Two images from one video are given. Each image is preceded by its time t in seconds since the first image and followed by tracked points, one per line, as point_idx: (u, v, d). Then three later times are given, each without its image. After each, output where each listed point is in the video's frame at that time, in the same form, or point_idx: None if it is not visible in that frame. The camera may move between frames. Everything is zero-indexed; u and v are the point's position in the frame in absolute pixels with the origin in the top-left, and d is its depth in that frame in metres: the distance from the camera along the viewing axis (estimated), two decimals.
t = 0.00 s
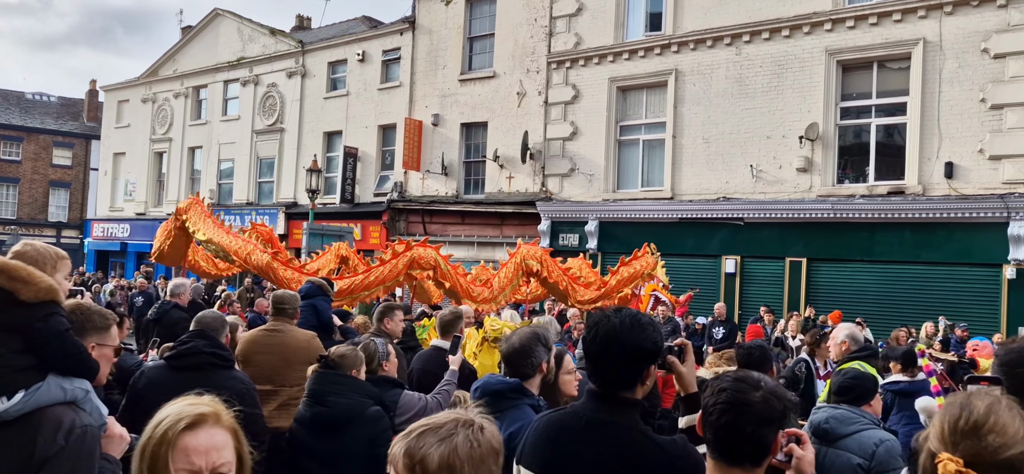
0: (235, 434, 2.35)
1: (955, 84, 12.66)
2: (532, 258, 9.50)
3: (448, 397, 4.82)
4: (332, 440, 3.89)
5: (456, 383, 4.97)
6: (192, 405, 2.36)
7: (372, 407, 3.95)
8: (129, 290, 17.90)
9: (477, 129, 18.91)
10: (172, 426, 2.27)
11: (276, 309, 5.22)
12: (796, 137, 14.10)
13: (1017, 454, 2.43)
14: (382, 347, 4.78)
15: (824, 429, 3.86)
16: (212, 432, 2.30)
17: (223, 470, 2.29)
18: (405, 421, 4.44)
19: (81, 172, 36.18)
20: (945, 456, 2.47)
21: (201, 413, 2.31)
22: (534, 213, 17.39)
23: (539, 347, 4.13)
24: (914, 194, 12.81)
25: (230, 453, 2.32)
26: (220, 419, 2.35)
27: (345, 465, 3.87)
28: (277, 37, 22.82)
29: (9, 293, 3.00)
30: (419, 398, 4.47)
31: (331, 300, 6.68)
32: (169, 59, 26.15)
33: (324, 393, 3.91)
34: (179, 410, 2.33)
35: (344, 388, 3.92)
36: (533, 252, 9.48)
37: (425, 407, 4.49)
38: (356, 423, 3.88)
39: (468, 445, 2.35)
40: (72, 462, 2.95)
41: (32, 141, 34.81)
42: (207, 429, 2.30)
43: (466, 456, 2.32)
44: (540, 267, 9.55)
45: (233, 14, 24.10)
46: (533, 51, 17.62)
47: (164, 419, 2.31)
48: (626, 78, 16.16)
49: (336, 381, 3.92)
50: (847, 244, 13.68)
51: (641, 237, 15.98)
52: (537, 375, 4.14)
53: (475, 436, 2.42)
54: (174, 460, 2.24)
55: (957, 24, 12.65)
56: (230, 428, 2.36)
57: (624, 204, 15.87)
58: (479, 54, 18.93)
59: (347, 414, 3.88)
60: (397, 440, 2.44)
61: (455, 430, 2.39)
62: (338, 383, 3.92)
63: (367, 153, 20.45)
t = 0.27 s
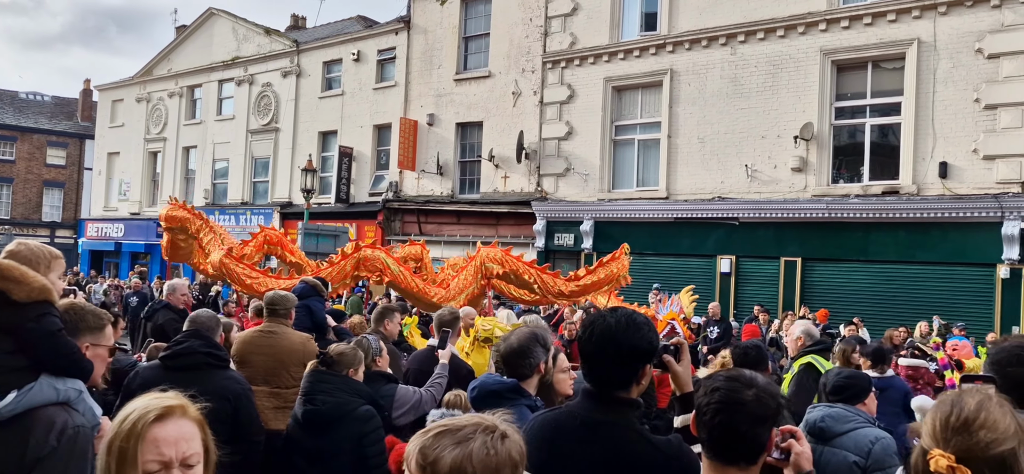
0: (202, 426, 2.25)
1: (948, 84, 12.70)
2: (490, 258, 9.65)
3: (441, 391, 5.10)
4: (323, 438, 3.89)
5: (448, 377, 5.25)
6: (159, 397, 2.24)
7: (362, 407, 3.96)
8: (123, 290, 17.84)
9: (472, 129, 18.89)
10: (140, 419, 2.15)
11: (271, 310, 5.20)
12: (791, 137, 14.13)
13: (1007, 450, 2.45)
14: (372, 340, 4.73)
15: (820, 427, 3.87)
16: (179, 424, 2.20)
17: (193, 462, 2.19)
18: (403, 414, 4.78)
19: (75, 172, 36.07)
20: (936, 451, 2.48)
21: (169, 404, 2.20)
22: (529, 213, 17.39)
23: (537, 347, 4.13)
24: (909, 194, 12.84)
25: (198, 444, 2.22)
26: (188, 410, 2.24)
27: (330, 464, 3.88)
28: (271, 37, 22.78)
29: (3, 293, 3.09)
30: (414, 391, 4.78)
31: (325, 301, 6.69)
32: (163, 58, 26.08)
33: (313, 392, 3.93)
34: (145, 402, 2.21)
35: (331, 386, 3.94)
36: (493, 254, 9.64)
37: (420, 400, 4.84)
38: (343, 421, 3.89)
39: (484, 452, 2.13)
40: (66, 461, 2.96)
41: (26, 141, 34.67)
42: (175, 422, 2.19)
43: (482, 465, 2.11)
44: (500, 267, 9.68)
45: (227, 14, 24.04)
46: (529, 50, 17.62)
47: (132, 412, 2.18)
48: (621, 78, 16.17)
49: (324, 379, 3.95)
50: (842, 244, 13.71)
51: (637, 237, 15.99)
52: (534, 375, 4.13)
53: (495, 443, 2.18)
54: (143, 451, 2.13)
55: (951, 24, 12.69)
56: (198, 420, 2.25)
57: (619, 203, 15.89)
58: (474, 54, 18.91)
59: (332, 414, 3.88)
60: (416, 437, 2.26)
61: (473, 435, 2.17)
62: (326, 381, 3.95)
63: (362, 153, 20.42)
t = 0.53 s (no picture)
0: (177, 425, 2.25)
1: (942, 85, 12.75)
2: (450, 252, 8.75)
3: (433, 389, 5.16)
4: (320, 439, 4.02)
5: (439, 374, 5.31)
6: (133, 395, 2.22)
7: (362, 408, 4.07)
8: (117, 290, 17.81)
9: (467, 128, 18.89)
10: (114, 419, 2.14)
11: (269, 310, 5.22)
12: (785, 137, 14.17)
13: (1003, 451, 2.47)
14: (366, 342, 4.93)
15: (814, 426, 3.88)
16: (153, 423, 2.18)
17: (168, 461, 2.19)
18: (398, 411, 4.85)
19: (69, 172, 35.94)
20: (931, 450, 2.50)
21: (144, 404, 2.18)
22: (524, 213, 17.39)
23: (532, 346, 4.14)
24: (902, 194, 12.89)
25: (172, 444, 2.21)
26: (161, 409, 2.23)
27: (328, 463, 4.00)
28: (266, 36, 22.75)
29: None
30: (407, 389, 4.84)
31: (321, 300, 6.65)
32: (158, 57, 26.00)
33: (315, 392, 4.06)
34: (120, 400, 2.19)
35: (331, 386, 4.07)
36: (454, 247, 8.72)
37: (412, 397, 4.90)
38: (341, 421, 4.00)
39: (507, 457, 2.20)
40: (59, 461, 2.94)
41: (19, 140, 34.54)
42: (150, 421, 2.18)
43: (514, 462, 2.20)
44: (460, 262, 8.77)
45: (222, 13, 23.98)
46: (524, 50, 17.62)
47: (106, 411, 2.16)
48: (616, 78, 16.20)
49: (324, 380, 4.09)
50: (836, 244, 13.75)
51: (632, 236, 16.03)
52: (531, 375, 4.13)
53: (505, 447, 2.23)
54: (118, 451, 2.12)
55: (945, 24, 12.74)
56: (173, 419, 2.25)
57: (614, 203, 15.91)
58: (470, 54, 18.91)
59: (332, 414, 4.00)
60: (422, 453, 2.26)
61: (489, 442, 2.21)
62: (328, 381, 4.08)
63: (357, 152, 20.40)
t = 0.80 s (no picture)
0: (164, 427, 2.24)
1: (937, 85, 12.78)
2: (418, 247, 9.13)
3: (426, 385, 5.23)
4: (323, 438, 4.06)
5: (434, 373, 5.32)
6: (119, 397, 2.20)
7: (366, 408, 4.11)
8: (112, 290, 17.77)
9: (463, 128, 18.88)
10: (99, 421, 2.13)
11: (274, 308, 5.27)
12: (781, 137, 14.19)
13: (1001, 452, 2.49)
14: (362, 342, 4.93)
15: (807, 424, 3.88)
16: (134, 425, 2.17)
17: (153, 465, 2.18)
18: (393, 409, 4.95)
19: (64, 171, 35.84)
20: (934, 452, 2.49)
21: (130, 406, 2.17)
22: (520, 213, 17.39)
23: (528, 346, 4.13)
24: (897, 194, 12.93)
25: (158, 446, 2.20)
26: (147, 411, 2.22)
27: (331, 462, 4.03)
28: (262, 36, 22.71)
29: None
30: (400, 386, 4.95)
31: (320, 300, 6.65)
32: (153, 57, 25.94)
33: (316, 392, 4.09)
34: (106, 402, 2.18)
35: (334, 386, 4.10)
36: (421, 240, 9.09)
37: (406, 395, 4.98)
38: (345, 421, 4.04)
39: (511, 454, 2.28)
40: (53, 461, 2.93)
41: (13, 140, 34.41)
42: (136, 424, 2.17)
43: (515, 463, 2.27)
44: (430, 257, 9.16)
45: (217, 12, 23.92)
46: (519, 50, 17.62)
47: (92, 412, 2.15)
48: (611, 78, 16.21)
49: (327, 379, 4.12)
50: (831, 244, 13.78)
51: (628, 236, 16.03)
52: (526, 374, 4.14)
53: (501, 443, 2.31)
54: (103, 454, 2.11)
55: (939, 24, 12.77)
56: (159, 421, 2.24)
57: (609, 203, 15.92)
58: (465, 54, 18.90)
59: (337, 413, 4.03)
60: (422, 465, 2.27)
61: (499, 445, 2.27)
62: (330, 380, 4.11)
63: (353, 152, 20.38)
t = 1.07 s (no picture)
0: (162, 443, 2.15)
1: (933, 85, 12.80)
2: (380, 245, 9.64)
3: (423, 385, 5.27)
4: (322, 439, 4.06)
5: (430, 372, 5.34)
6: (113, 411, 2.13)
7: (365, 407, 4.11)
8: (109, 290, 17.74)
9: (460, 128, 18.88)
10: (94, 436, 2.07)
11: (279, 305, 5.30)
12: (778, 137, 14.21)
13: (997, 452, 2.50)
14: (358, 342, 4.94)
15: (802, 422, 3.87)
16: (126, 443, 2.09)
17: None
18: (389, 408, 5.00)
19: (60, 171, 35.78)
20: (932, 453, 2.49)
21: (122, 424, 2.10)
22: (517, 213, 17.39)
23: (524, 344, 4.14)
24: (894, 194, 12.95)
25: (154, 463, 2.13)
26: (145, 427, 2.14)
27: (329, 463, 4.04)
28: (259, 35, 22.70)
29: None
30: (395, 387, 5.01)
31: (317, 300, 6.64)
32: (149, 56, 25.91)
33: (315, 392, 4.08)
34: (99, 417, 2.11)
35: (334, 386, 4.10)
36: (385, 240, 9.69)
37: (401, 395, 5.04)
38: (344, 421, 4.05)
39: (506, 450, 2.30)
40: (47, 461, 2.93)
41: (10, 140, 34.34)
42: (132, 441, 2.10)
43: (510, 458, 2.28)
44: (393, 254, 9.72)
45: (214, 12, 23.90)
46: (516, 50, 17.63)
47: (87, 424, 2.09)
48: (608, 77, 16.22)
49: (327, 379, 4.11)
50: (828, 244, 13.79)
51: (625, 236, 16.02)
52: (521, 373, 4.14)
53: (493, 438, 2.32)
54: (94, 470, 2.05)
55: (936, 24, 12.79)
56: (155, 437, 2.16)
57: (606, 203, 15.92)
58: (462, 53, 18.90)
59: (336, 413, 4.04)
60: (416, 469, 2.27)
61: (492, 442, 2.28)
62: (329, 380, 4.11)
63: (350, 152, 20.37)
